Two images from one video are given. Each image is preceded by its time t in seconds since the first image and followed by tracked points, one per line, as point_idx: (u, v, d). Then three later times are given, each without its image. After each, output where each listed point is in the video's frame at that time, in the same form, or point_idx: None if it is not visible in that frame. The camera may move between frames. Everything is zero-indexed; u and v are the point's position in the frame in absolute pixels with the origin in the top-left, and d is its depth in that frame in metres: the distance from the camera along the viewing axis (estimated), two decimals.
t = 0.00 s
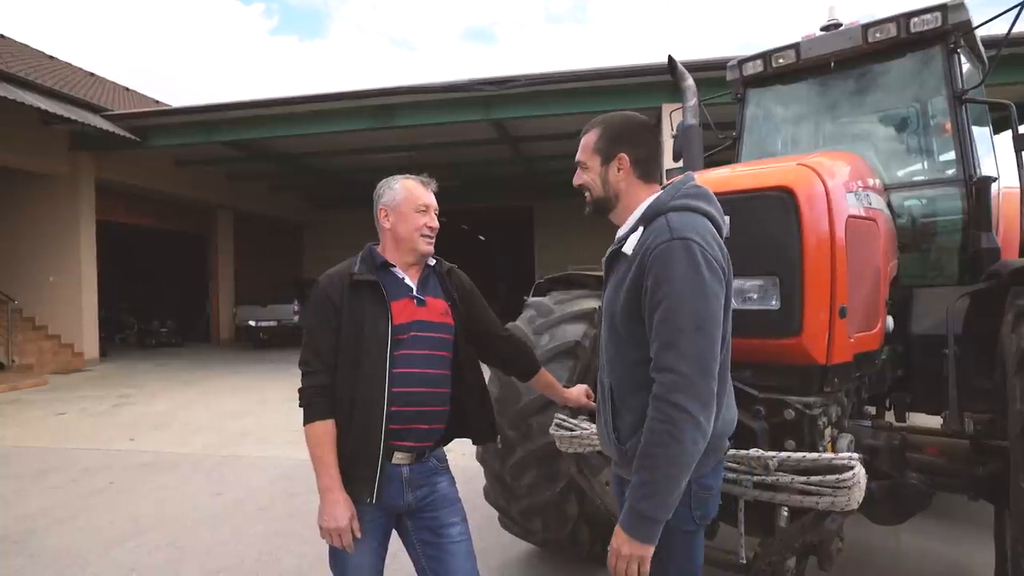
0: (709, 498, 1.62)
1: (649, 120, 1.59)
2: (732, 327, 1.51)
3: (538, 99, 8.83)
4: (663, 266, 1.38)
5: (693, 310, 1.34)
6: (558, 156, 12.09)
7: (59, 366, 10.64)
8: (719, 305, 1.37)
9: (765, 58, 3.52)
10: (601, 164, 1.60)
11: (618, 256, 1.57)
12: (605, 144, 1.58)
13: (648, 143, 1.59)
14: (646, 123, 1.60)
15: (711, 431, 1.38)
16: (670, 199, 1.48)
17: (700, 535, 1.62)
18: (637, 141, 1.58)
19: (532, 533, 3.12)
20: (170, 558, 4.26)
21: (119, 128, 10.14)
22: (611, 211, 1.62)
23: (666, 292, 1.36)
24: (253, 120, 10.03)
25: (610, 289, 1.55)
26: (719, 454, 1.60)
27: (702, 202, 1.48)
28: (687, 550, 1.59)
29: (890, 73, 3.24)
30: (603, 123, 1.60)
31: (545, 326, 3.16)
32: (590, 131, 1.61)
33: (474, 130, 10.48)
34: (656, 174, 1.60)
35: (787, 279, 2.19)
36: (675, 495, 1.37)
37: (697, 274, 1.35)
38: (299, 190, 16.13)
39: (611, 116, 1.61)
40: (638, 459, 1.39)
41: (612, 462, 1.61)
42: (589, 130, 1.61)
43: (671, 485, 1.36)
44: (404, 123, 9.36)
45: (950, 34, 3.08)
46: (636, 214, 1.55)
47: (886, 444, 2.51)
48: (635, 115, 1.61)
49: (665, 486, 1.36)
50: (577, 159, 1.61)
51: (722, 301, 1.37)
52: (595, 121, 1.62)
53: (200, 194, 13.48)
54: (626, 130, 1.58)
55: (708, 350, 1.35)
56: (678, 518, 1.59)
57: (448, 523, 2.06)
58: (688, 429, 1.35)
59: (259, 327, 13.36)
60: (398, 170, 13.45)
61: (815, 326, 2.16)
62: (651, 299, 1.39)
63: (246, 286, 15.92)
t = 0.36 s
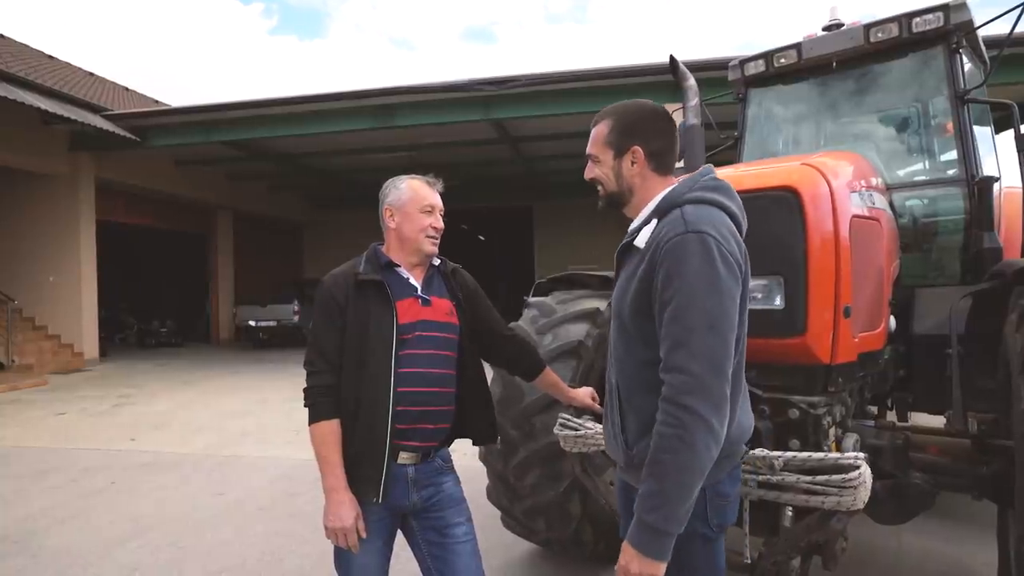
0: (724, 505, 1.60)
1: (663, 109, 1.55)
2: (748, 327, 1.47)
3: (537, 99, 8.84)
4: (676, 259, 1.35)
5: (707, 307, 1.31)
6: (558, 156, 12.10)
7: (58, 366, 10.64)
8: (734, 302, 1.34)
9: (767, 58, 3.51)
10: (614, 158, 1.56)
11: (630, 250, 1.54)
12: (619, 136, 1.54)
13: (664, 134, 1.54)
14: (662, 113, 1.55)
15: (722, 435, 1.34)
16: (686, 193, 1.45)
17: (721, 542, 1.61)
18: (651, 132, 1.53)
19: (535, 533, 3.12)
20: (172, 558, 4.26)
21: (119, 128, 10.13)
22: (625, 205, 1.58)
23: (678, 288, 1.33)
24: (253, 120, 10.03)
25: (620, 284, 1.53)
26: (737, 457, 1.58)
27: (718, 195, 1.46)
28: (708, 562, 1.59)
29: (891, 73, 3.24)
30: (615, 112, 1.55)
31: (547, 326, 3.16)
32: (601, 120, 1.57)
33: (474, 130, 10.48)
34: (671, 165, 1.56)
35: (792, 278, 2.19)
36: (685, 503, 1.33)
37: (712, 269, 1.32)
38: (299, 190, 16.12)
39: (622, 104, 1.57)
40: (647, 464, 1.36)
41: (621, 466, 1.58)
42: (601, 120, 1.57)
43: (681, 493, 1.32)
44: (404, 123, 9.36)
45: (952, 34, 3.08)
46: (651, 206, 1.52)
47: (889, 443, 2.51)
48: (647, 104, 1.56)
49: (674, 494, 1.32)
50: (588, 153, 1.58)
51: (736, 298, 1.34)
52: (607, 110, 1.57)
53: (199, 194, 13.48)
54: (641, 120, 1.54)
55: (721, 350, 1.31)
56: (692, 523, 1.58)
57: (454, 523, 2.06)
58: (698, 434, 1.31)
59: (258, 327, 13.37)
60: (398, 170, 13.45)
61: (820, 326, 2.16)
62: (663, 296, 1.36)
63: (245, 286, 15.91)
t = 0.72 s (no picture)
0: (749, 513, 1.48)
1: (673, 108, 1.54)
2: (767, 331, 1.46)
3: (537, 99, 8.83)
4: (694, 266, 1.33)
5: (727, 316, 1.29)
6: (557, 156, 12.10)
7: (58, 366, 10.64)
8: (754, 309, 1.32)
9: (768, 58, 3.51)
10: (623, 159, 1.56)
11: (643, 255, 1.53)
12: (627, 137, 1.54)
13: (673, 135, 1.54)
14: (672, 113, 1.55)
15: (747, 447, 1.33)
16: (700, 197, 1.44)
17: (745, 552, 1.49)
18: (660, 133, 1.53)
19: (536, 533, 3.12)
20: (173, 558, 4.26)
21: (119, 128, 10.13)
22: (635, 207, 1.59)
23: (697, 296, 1.31)
24: (252, 120, 10.03)
25: (634, 291, 1.51)
26: (761, 464, 1.47)
27: (734, 197, 1.45)
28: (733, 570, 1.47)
29: (891, 73, 3.24)
30: (624, 113, 1.55)
31: (550, 326, 3.15)
32: (610, 121, 1.57)
33: (473, 130, 10.48)
34: (683, 166, 1.56)
35: (795, 277, 2.19)
36: (711, 515, 1.31)
37: (730, 276, 1.31)
38: (299, 190, 16.12)
39: (631, 104, 1.57)
40: (669, 478, 1.34)
41: (641, 477, 1.56)
42: (609, 121, 1.58)
43: (706, 507, 1.31)
44: (404, 123, 9.36)
45: (953, 34, 3.08)
46: (663, 210, 1.52)
47: (892, 442, 2.52)
48: (657, 103, 1.56)
49: (699, 508, 1.30)
50: (598, 153, 1.58)
51: (756, 305, 1.32)
52: (615, 111, 1.58)
53: (199, 194, 13.48)
54: (650, 121, 1.54)
55: (742, 358, 1.30)
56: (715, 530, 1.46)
57: (458, 523, 2.06)
58: (721, 445, 1.30)
59: (258, 327, 13.40)
60: (397, 170, 13.45)
61: (824, 325, 2.16)
62: (681, 304, 1.34)
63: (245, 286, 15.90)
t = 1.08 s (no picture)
0: (763, 513, 1.47)
1: (687, 108, 1.55)
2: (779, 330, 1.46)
3: (537, 99, 8.83)
4: (705, 265, 1.34)
5: (739, 314, 1.30)
6: (557, 156, 12.11)
7: (59, 366, 10.65)
8: (766, 308, 1.32)
9: (769, 58, 3.51)
10: (636, 159, 1.56)
11: (655, 254, 1.53)
12: (643, 138, 1.54)
13: (688, 135, 1.55)
14: (686, 113, 1.55)
15: (758, 445, 1.33)
16: (711, 196, 1.45)
17: (756, 551, 1.48)
18: (674, 133, 1.54)
19: (538, 532, 3.12)
20: (174, 558, 4.27)
21: (119, 128, 10.12)
22: (647, 207, 1.59)
23: (710, 294, 1.31)
24: (252, 120, 10.03)
25: (645, 290, 1.51)
26: (776, 464, 1.46)
27: (745, 196, 1.45)
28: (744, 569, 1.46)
29: (892, 73, 3.25)
30: (638, 112, 1.55)
31: (551, 325, 3.15)
32: (623, 120, 1.57)
33: (473, 130, 10.48)
34: (695, 166, 1.57)
35: (798, 276, 2.19)
36: (722, 514, 1.32)
37: (743, 275, 1.31)
38: (299, 190, 16.12)
39: (644, 103, 1.57)
40: (680, 476, 1.35)
41: (652, 475, 1.56)
42: (622, 120, 1.58)
43: (717, 505, 1.31)
44: (404, 123, 9.35)
45: (954, 34, 3.09)
46: (676, 209, 1.52)
47: (894, 442, 2.53)
48: (668, 102, 1.57)
49: (711, 506, 1.31)
50: (610, 152, 1.58)
51: (769, 304, 1.33)
52: (628, 109, 1.58)
53: (199, 194, 13.48)
54: (666, 121, 1.54)
55: (754, 357, 1.30)
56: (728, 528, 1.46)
57: (463, 522, 2.06)
58: (733, 444, 1.30)
59: (258, 327, 13.40)
60: (397, 169, 13.45)
61: (827, 325, 2.16)
62: (692, 303, 1.35)
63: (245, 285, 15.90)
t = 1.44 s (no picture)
0: (775, 512, 1.48)
1: (702, 108, 1.55)
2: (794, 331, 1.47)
3: (538, 99, 8.84)
4: (724, 265, 1.34)
5: (758, 315, 1.31)
6: (558, 156, 12.11)
7: (60, 366, 10.65)
8: (783, 309, 1.34)
9: (771, 57, 3.52)
10: (650, 159, 1.56)
11: (669, 254, 1.54)
12: (659, 138, 1.55)
13: (703, 137, 1.56)
14: (701, 113, 1.56)
15: (774, 445, 1.34)
16: (728, 196, 1.46)
17: (767, 551, 1.48)
18: (690, 133, 1.54)
19: (541, 531, 3.13)
20: (177, 558, 4.27)
21: (121, 128, 10.13)
22: (661, 207, 1.60)
23: (728, 295, 1.32)
24: (253, 120, 10.04)
25: (659, 290, 1.52)
26: (789, 463, 1.46)
27: (760, 196, 1.46)
28: (755, 568, 1.46)
29: (893, 73, 3.25)
30: (653, 113, 1.56)
31: (554, 325, 3.15)
32: (638, 119, 1.57)
33: (474, 130, 10.49)
34: (709, 166, 1.57)
35: (802, 275, 2.19)
36: (738, 514, 1.32)
37: (761, 275, 1.32)
38: (300, 190, 16.12)
39: (657, 104, 1.57)
40: (696, 476, 1.35)
41: (664, 475, 1.56)
42: (636, 120, 1.58)
43: (733, 505, 1.32)
44: (405, 122, 9.36)
45: (956, 33, 3.09)
46: (691, 209, 1.53)
47: (897, 442, 2.54)
48: (681, 102, 1.57)
49: (728, 505, 1.31)
50: (623, 152, 1.58)
51: (785, 304, 1.34)
52: (643, 109, 1.58)
53: (199, 194, 13.49)
54: (681, 121, 1.55)
55: (772, 357, 1.31)
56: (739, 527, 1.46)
57: (467, 520, 2.07)
58: (750, 444, 1.31)
59: (259, 327, 13.39)
60: (398, 169, 13.44)
61: (830, 325, 2.16)
62: (710, 303, 1.35)
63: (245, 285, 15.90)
